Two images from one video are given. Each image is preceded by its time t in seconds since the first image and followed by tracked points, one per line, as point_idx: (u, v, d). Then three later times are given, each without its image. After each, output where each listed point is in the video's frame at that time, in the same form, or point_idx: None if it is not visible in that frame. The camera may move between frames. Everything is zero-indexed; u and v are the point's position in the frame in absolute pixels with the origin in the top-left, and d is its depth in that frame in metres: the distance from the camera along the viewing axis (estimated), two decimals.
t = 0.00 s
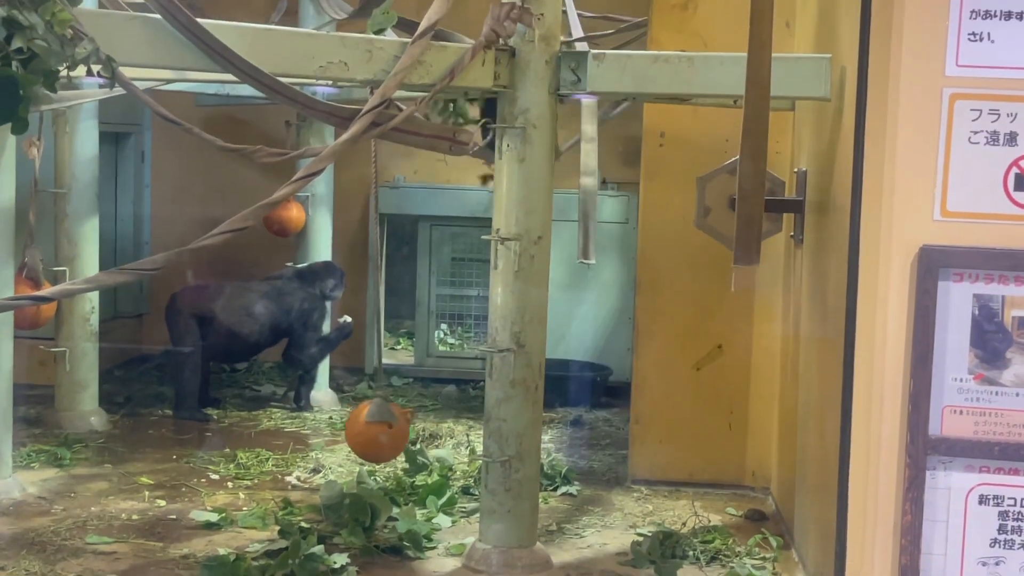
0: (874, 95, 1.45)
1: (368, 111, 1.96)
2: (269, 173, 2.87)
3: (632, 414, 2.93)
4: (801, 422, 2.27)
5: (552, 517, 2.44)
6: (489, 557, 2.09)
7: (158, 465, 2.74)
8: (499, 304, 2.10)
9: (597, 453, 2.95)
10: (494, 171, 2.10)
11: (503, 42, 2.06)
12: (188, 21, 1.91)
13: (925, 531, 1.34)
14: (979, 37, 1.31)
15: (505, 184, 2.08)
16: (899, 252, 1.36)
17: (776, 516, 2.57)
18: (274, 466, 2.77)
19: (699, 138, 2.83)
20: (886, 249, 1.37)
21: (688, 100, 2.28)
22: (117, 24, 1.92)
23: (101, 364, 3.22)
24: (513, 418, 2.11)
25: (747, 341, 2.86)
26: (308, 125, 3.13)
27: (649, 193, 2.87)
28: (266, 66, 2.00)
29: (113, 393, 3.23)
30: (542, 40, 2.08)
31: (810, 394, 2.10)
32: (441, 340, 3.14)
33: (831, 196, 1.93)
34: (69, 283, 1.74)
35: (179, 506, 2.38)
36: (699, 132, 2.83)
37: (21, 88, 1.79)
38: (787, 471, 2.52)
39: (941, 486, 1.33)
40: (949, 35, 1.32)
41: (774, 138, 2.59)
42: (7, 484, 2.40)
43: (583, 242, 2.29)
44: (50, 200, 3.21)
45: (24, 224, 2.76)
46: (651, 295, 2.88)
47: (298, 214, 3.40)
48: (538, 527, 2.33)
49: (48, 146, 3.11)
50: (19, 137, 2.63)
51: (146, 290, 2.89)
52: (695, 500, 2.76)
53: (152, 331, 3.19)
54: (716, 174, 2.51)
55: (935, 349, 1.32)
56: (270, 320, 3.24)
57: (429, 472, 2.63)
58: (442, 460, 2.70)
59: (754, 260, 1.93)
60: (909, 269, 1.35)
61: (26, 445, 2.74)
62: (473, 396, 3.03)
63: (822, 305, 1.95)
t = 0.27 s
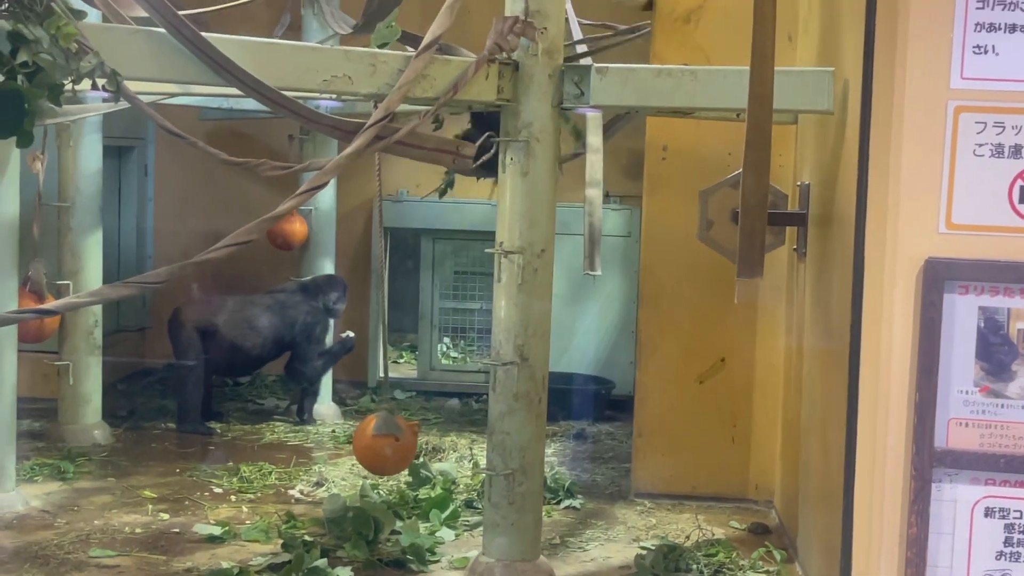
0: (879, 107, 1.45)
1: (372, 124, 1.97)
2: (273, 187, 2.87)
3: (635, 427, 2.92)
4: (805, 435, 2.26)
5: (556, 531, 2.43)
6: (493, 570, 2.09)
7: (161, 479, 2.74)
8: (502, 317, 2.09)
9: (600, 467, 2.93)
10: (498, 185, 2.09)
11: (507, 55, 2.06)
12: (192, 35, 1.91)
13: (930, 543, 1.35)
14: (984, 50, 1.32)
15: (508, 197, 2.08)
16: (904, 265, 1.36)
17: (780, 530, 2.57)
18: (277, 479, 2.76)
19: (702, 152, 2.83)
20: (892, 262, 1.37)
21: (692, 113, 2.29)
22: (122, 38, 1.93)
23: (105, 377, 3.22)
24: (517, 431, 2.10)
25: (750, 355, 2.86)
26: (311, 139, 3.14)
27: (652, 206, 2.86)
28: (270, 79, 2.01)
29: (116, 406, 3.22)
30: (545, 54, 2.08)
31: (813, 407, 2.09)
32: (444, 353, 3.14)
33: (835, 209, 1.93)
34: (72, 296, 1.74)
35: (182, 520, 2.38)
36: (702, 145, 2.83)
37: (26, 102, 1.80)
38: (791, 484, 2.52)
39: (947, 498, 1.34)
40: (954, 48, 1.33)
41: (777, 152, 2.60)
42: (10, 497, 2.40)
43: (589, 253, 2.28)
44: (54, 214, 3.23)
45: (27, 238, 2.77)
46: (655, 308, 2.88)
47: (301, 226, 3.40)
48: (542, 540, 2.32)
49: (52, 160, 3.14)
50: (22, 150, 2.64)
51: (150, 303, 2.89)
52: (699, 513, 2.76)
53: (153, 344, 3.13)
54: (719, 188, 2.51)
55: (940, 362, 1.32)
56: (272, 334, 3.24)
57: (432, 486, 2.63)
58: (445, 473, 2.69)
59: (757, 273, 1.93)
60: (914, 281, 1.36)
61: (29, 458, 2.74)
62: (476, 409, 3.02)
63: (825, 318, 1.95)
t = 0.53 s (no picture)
0: (884, 123, 1.45)
1: (377, 140, 1.98)
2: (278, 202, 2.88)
3: (639, 442, 2.92)
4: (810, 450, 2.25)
5: (561, 545, 2.42)
6: None
7: (166, 494, 2.74)
8: (507, 332, 2.09)
9: (603, 482, 2.94)
10: (502, 200, 2.10)
11: (511, 71, 2.07)
12: (198, 51, 1.92)
13: (938, 559, 1.35)
14: (989, 65, 1.32)
15: (512, 212, 2.08)
16: (910, 280, 1.37)
17: (786, 544, 2.56)
18: (282, 494, 2.76)
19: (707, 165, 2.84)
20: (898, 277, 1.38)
21: (696, 127, 2.30)
22: (127, 55, 1.92)
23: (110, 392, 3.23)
24: (521, 446, 2.10)
25: (755, 368, 2.86)
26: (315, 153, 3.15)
27: (657, 220, 2.87)
28: (275, 96, 2.02)
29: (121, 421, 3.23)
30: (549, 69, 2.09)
31: (818, 421, 2.09)
32: (448, 367, 3.11)
33: (839, 223, 1.94)
34: (77, 312, 1.76)
35: (186, 535, 2.38)
36: (707, 159, 2.84)
37: (33, 118, 1.87)
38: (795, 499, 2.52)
39: (953, 513, 1.34)
40: (959, 63, 1.33)
41: (781, 167, 2.60)
42: (15, 512, 2.40)
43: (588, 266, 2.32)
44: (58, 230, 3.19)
45: (33, 253, 2.78)
46: (658, 323, 2.88)
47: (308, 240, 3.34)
48: (547, 555, 2.32)
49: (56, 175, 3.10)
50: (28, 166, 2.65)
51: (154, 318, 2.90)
52: (704, 528, 2.75)
53: (159, 359, 3.26)
54: (723, 202, 2.51)
55: (946, 377, 1.33)
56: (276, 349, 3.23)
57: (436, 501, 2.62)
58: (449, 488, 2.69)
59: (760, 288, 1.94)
60: (920, 296, 1.36)
61: (33, 473, 2.74)
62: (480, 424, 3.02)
63: (830, 332, 1.96)
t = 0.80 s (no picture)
0: (889, 134, 1.45)
1: (381, 152, 1.98)
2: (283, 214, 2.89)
3: (643, 454, 2.92)
4: (814, 462, 2.24)
5: (565, 558, 2.41)
6: None
7: (170, 506, 2.73)
8: (511, 343, 2.08)
9: (607, 494, 2.88)
10: (507, 212, 2.09)
11: (515, 82, 2.06)
12: (203, 63, 1.93)
13: (945, 570, 1.35)
14: (994, 76, 1.33)
15: (517, 224, 2.07)
16: (915, 291, 1.37)
17: (791, 557, 2.56)
18: (286, 507, 2.76)
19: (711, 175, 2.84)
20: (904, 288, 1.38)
21: (700, 139, 2.30)
22: (132, 67, 1.93)
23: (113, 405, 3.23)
24: (525, 458, 2.09)
25: (759, 381, 2.87)
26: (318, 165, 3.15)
27: (660, 233, 2.87)
28: (280, 108, 2.03)
29: (124, 434, 3.23)
30: (553, 81, 2.09)
31: (823, 433, 2.09)
32: (452, 379, 3.19)
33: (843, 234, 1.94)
34: (82, 324, 1.75)
35: (190, 548, 2.37)
36: (710, 170, 2.84)
37: (38, 131, 1.78)
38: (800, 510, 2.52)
39: (960, 524, 1.34)
40: (964, 75, 1.34)
41: (784, 179, 2.60)
42: (19, 525, 2.40)
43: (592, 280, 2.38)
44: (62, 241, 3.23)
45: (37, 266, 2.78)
46: (662, 336, 2.90)
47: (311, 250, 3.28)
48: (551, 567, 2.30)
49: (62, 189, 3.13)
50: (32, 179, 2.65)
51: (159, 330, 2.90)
52: (708, 540, 2.75)
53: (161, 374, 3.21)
54: (727, 213, 2.51)
55: (953, 388, 1.33)
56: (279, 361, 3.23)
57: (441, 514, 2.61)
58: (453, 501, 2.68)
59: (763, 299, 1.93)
60: (926, 307, 1.36)
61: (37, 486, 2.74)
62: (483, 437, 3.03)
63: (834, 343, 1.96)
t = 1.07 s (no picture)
0: (894, 145, 1.45)
1: (386, 165, 1.98)
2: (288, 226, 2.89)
3: (648, 467, 2.91)
4: (820, 474, 2.23)
5: (570, 570, 2.40)
6: None
7: (175, 519, 2.73)
8: (515, 356, 2.08)
9: (615, 505, 2.91)
10: (511, 224, 2.09)
11: (519, 95, 2.07)
12: (208, 77, 1.94)
13: None
14: (999, 88, 1.33)
15: (521, 236, 2.08)
16: (922, 303, 1.37)
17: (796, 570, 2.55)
18: (290, 520, 2.75)
19: (718, 188, 2.84)
20: (910, 299, 1.39)
21: (703, 151, 2.31)
22: (137, 81, 1.93)
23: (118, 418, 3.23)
24: (530, 470, 2.08)
25: (765, 393, 2.85)
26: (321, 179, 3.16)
27: (664, 247, 2.87)
28: (285, 121, 2.03)
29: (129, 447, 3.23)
30: (557, 93, 2.09)
31: (828, 445, 2.08)
32: (456, 392, 3.15)
33: (848, 246, 1.94)
34: (87, 337, 1.75)
35: (194, 561, 2.37)
36: (715, 182, 2.84)
37: (43, 143, 1.81)
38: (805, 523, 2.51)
39: (967, 536, 1.34)
40: (969, 87, 1.35)
41: (788, 190, 2.60)
42: (23, 538, 2.40)
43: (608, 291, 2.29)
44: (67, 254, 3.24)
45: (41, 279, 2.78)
46: (667, 348, 2.87)
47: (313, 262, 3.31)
48: None
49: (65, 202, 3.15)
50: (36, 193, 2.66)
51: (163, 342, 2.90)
52: (714, 553, 2.74)
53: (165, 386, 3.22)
54: (731, 225, 2.51)
55: (959, 400, 1.33)
56: (283, 371, 3.13)
57: (446, 526, 2.60)
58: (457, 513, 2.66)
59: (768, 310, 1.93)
60: (932, 318, 1.37)
61: (42, 499, 2.74)
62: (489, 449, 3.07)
63: (839, 355, 1.96)
